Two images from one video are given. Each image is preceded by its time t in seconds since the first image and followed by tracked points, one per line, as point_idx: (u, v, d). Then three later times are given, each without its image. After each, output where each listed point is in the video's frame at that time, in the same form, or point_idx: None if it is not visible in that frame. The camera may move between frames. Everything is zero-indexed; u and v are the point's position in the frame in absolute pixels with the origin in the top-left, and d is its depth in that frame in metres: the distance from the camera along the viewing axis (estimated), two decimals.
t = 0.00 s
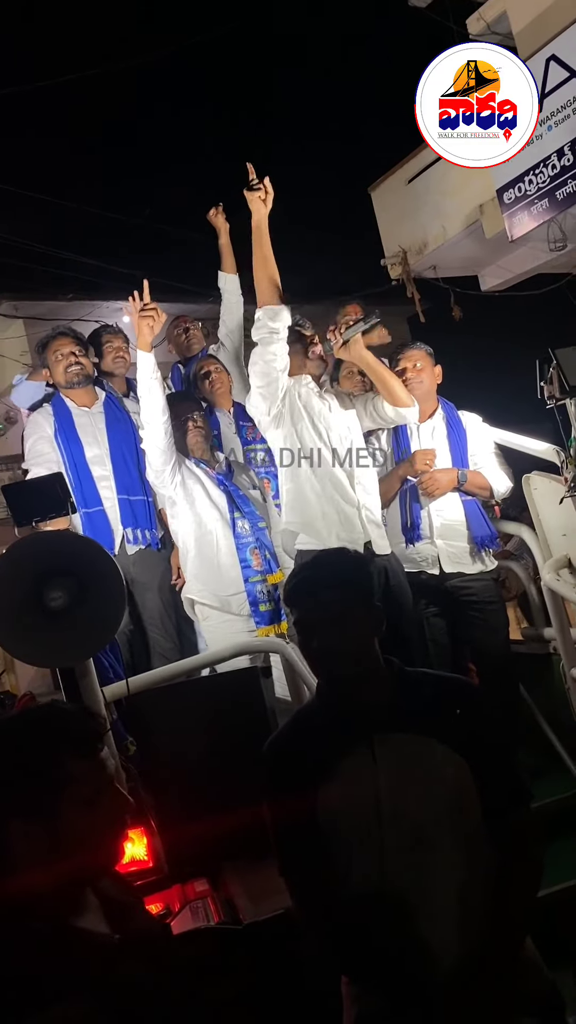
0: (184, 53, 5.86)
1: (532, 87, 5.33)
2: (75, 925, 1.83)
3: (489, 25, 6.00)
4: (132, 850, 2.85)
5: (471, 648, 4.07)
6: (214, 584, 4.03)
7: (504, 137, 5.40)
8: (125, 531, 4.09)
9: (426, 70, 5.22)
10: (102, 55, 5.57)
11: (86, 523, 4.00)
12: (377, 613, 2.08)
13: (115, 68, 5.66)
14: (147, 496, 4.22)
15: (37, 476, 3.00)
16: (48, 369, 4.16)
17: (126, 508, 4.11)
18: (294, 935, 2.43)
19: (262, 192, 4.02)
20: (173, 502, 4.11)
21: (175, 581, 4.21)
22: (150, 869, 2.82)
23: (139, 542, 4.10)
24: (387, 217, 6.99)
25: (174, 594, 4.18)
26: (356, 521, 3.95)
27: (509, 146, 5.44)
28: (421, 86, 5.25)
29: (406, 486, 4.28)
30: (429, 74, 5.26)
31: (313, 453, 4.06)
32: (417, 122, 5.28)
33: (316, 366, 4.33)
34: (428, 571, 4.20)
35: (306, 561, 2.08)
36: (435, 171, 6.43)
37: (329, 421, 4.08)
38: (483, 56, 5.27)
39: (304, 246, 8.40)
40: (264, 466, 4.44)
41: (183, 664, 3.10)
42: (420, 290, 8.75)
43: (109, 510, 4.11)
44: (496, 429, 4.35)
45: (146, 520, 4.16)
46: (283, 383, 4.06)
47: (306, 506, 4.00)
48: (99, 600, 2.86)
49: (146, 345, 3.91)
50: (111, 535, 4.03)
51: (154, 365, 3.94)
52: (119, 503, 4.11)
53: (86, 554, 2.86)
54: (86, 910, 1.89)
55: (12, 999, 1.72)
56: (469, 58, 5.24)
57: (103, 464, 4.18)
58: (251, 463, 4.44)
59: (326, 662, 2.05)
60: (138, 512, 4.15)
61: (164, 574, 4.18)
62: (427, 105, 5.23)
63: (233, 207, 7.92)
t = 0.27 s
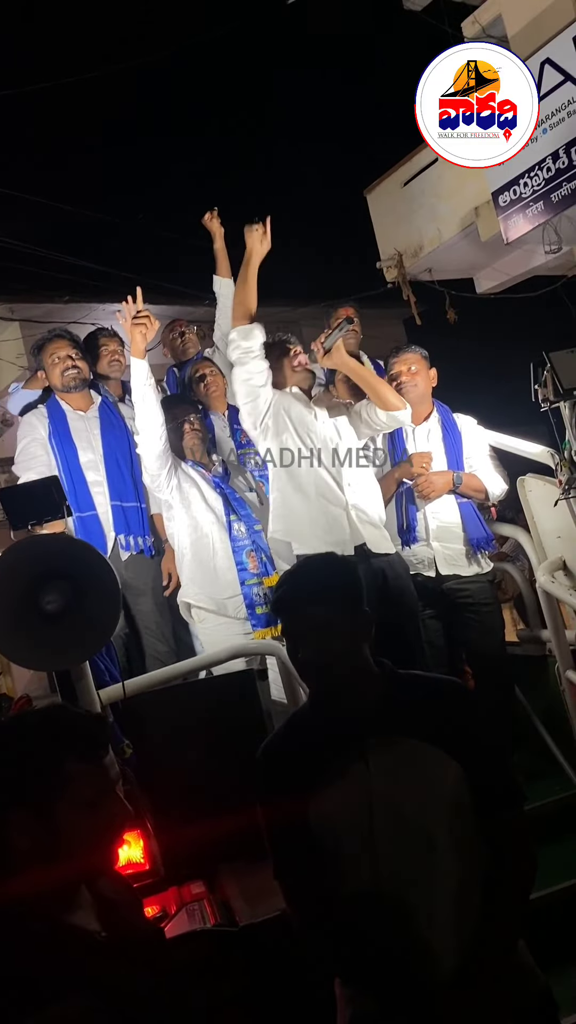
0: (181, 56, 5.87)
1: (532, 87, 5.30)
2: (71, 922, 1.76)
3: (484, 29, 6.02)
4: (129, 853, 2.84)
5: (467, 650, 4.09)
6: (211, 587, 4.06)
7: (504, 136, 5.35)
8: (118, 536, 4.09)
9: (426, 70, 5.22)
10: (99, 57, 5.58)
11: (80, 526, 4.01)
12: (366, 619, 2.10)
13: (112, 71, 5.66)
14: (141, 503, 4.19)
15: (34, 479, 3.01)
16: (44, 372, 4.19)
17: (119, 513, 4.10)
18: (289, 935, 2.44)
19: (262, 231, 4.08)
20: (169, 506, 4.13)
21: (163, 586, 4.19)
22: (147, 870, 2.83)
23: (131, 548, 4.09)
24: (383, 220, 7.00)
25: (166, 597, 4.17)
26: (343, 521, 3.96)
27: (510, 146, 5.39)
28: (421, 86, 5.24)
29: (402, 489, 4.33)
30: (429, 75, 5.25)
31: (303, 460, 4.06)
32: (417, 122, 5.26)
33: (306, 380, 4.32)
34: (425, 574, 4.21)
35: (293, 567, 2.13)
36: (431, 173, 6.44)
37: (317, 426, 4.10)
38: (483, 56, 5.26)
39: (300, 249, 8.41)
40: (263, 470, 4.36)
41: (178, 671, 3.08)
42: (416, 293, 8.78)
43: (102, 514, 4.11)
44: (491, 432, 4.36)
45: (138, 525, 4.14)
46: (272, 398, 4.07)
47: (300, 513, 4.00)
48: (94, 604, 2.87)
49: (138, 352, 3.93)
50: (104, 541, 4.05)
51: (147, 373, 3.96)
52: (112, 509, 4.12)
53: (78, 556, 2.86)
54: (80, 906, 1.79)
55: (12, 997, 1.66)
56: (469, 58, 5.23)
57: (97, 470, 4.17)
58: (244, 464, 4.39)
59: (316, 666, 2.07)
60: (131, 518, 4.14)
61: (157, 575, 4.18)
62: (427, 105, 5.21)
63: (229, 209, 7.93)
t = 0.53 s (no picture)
0: (177, 56, 5.86)
1: (532, 87, 5.29)
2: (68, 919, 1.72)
3: (479, 29, 6.02)
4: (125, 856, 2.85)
5: (463, 651, 4.13)
6: (208, 589, 4.05)
7: (504, 136, 5.35)
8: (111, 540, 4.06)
9: (426, 70, 5.24)
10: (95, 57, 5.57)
11: (72, 529, 3.99)
12: (360, 620, 2.11)
13: (107, 71, 5.66)
14: (132, 505, 4.21)
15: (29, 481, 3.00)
16: (37, 373, 4.18)
17: (111, 516, 4.10)
18: (284, 939, 2.43)
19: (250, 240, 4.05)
20: (166, 508, 4.14)
21: (152, 587, 4.16)
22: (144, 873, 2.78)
23: (123, 549, 4.07)
24: (378, 221, 7.00)
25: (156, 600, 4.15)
26: (340, 520, 3.94)
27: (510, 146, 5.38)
28: (421, 86, 5.26)
29: (398, 490, 4.35)
30: (429, 74, 5.28)
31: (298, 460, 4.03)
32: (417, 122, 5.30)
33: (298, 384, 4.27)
34: (421, 574, 4.22)
35: (287, 571, 2.13)
36: (427, 173, 6.44)
37: (310, 428, 4.11)
38: (483, 56, 5.28)
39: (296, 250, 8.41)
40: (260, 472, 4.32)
41: (173, 671, 3.06)
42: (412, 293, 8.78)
43: (95, 516, 4.09)
44: (486, 433, 4.36)
45: (130, 529, 4.14)
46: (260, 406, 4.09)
47: (298, 510, 3.94)
48: (90, 606, 2.87)
49: (133, 356, 3.92)
50: (97, 541, 4.04)
51: (142, 375, 3.95)
52: (104, 510, 4.10)
53: (74, 557, 2.86)
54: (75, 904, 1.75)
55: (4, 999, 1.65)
56: (469, 58, 5.26)
57: (89, 473, 4.17)
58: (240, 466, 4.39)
59: (310, 668, 2.07)
60: (123, 521, 4.14)
61: (149, 577, 4.17)
62: (427, 105, 5.24)
63: (225, 210, 7.92)
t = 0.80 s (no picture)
0: (172, 58, 5.86)
1: (532, 87, 5.32)
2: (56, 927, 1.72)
3: (474, 30, 6.03)
4: (120, 858, 2.76)
5: (461, 652, 4.12)
6: (204, 591, 4.04)
7: (504, 136, 5.39)
8: (107, 542, 4.07)
9: (426, 70, 5.33)
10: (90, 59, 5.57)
11: (69, 531, 3.95)
12: (358, 622, 2.10)
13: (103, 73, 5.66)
14: (127, 505, 4.20)
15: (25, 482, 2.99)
16: (29, 375, 4.16)
17: (107, 517, 4.09)
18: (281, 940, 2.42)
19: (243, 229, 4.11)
20: (162, 511, 4.15)
21: (154, 589, 4.20)
22: (138, 877, 2.76)
23: (120, 552, 4.08)
24: (375, 222, 7.00)
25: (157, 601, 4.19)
26: (338, 520, 3.94)
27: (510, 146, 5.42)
28: (420, 87, 5.33)
29: (394, 491, 4.34)
30: (429, 75, 5.36)
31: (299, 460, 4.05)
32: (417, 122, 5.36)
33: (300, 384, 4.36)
34: (417, 574, 4.24)
35: (283, 572, 2.14)
36: (423, 174, 6.45)
37: (304, 426, 4.09)
38: (483, 56, 5.35)
39: (293, 251, 8.40)
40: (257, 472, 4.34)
41: (170, 672, 3.05)
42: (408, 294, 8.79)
43: (90, 517, 4.08)
44: (483, 433, 4.35)
45: (127, 529, 4.14)
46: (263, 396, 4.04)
47: (294, 510, 3.94)
48: (87, 606, 2.86)
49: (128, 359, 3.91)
50: (93, 542, 4.01)
51: (136, 378, 3.94)
52: (99, 512, 4.10)
53: (69, 557, 2.85)
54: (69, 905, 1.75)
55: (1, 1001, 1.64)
56: (469, 58, 5.33)
57: (83, 475, 4.15)
58: (237, 466, 4.39)
59: (305, 669, 2.08)
60: (119, 521, 4.13)
61: (148, 578, 4.18)
62: (427, 105, 5.30)
63: (221, 211, 7.92)
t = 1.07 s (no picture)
0: (169, 59, 5.86)
1: (532, 87, 5.28)
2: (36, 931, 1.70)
3: (470, 31, 6.04)
4: (116, 861, 2.69)
5: (457, 653, 4.12)
6: (201, 593, 4.04)
7: (504, 136, 5.34)
8: (102, 543, 4.07)
9: (426, 70, 5.26)
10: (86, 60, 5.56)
11: (63, 532, 3.96)
12: (354, 623, 2.09)
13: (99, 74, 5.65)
14: (123, 506, 4.20)
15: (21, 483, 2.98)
16: (25, 378, 4.17)
17: (103, 518, 4.10)
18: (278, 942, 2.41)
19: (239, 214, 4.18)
20: (158, 513, 4.18)
21: (150, 589, 4.19)
22: (136, 880, 2.69)
23: (115, 553, 4.09)
24: (371, 223, 7.00)
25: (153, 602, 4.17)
26: (334, 525, 3.88)
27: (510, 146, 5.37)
28: (420, 86, 5.27)
29: (391, 493, 4.32)
30: (429, 74, 5.29)
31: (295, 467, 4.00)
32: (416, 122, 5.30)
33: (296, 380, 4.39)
34: (414, 576, 4.20)
35: (279, 571, 2.13)
36: (419, 175, 6.45)
37: (299, 427, 4.08)
38: (483, 56, 5.29)
39: (289, 252, 8.40)
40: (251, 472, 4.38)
41: (166, 674, 3.05)
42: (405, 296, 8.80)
43: (86, 519, 4.08)
44: (479, 434, 4.36)
45: (121, 530, 4.15)
46: (262, 400, 4.12)
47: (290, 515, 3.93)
48: (83, 608, 2.86)
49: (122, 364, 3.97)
50: (88, 542, 4.02)
51: (131, 384, 4.03)
52: (95, 513, 4.10)
53: (65, 560, 2.86)
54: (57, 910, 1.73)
55: None
56: (469, 58, 5.26)
57: (79, 476, 4.16)
58: (233, 468, 4.39)
59: (301, 669, 2.07)
60: (114, 521, 4.14)
61: (144, 580, 4.18)
62: (427, 105, 5.25)
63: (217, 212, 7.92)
